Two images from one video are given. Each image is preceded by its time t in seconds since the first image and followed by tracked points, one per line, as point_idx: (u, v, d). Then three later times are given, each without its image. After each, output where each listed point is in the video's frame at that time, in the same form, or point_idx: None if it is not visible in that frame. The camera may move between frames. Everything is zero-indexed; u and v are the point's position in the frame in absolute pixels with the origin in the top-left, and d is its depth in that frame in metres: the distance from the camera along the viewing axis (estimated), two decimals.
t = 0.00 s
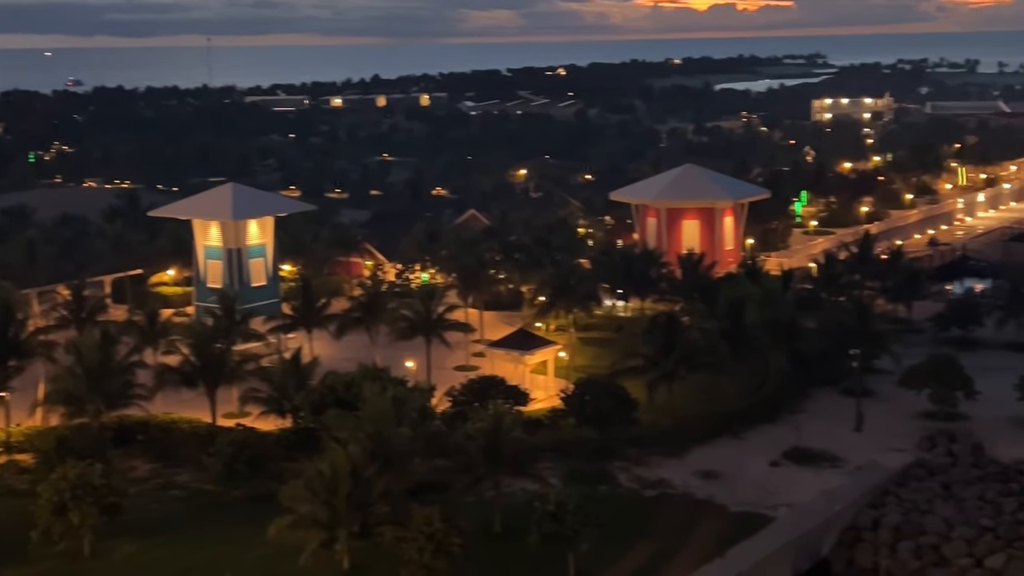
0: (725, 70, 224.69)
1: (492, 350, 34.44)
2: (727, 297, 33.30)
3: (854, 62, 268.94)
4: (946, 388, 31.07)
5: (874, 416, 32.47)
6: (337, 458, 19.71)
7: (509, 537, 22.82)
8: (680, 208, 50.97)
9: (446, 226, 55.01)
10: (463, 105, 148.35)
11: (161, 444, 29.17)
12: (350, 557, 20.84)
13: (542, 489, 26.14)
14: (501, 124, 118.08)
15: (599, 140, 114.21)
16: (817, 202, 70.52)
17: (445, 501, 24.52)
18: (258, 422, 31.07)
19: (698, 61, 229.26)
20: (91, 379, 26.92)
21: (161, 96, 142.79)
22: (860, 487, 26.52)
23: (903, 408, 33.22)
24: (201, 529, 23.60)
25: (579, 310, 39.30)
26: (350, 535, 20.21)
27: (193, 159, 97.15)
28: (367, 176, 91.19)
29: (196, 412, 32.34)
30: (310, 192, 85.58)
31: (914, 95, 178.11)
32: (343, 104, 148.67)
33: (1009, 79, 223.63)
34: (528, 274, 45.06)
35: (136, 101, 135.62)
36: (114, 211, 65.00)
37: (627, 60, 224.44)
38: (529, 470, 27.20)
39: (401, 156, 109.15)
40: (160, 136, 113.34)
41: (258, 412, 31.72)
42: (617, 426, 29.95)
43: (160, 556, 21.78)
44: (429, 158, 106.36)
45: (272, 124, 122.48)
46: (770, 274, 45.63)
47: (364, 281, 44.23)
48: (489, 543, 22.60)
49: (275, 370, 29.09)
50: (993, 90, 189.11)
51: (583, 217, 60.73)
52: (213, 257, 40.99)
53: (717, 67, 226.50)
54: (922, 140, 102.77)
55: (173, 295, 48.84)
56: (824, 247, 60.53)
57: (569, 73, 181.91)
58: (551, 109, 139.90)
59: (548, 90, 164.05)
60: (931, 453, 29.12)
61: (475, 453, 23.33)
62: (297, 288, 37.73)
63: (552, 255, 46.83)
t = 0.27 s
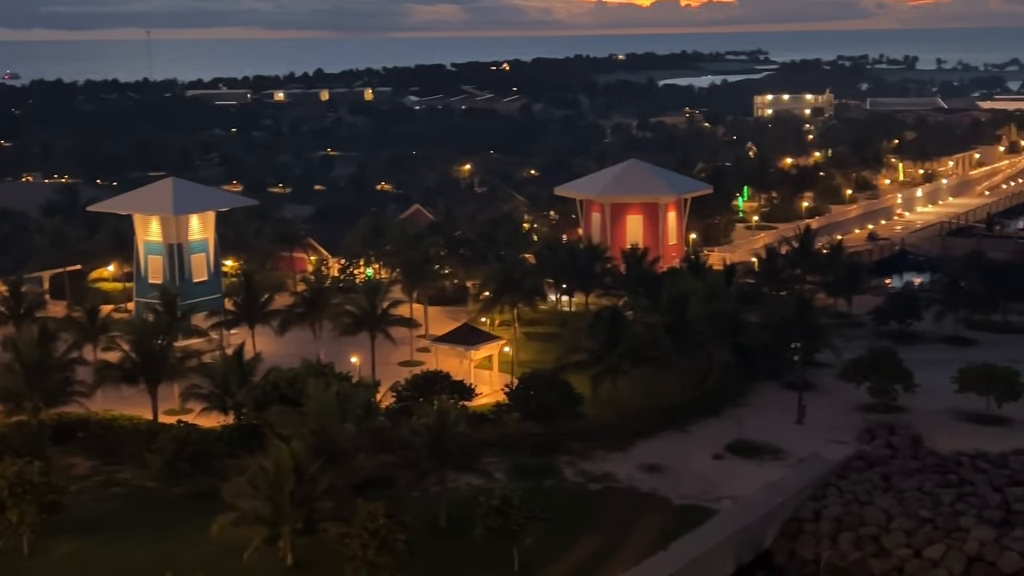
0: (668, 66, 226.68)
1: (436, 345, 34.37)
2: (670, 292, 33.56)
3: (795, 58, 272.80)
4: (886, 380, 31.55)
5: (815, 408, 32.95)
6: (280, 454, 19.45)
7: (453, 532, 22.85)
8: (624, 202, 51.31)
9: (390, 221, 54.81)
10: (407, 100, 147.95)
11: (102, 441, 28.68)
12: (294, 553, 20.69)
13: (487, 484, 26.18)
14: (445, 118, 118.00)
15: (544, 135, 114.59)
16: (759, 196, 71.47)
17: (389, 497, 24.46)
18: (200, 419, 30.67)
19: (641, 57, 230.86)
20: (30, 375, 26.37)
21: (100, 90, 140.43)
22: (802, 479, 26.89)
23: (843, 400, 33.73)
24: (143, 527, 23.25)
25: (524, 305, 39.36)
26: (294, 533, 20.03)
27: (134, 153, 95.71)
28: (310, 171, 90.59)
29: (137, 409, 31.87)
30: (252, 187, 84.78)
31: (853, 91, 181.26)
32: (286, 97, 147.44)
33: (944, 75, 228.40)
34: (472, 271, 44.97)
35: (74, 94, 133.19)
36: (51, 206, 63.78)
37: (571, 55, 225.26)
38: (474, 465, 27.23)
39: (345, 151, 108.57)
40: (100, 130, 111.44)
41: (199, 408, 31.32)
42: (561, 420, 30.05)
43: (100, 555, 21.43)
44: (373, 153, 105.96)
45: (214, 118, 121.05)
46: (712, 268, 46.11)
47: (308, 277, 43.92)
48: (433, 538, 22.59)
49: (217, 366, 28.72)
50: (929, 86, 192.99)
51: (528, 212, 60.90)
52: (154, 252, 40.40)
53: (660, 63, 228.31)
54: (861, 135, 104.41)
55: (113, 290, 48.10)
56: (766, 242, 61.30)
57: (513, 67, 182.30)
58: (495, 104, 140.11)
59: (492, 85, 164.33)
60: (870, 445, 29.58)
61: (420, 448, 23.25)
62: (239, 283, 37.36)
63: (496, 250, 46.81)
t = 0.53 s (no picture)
0: (616, 61, 228.00)
1: (385, 340, 34.26)
2: (618, 287, 33.74)
3: (741, 54, 275.82)
4: (832, 373, 31.87)
5: (762, 401, 33.29)
6: (227, 452, 19.50)
7: (404, 529, 22.86)
8: (573, 197, 51.52)
9: (338, 216, 54.52)
10: (355, 94, 147.35)
11: (45, 440, 28.21)
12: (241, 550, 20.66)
13: (437, 479, 26.17)
14: (393, 113, 117.69)
15: (492, 130, 114.78)
16: (706, 191, 72.01)
17: (338, 494, 24.42)
18: (146, 416, 30.28)
19: (590, 52, 231.95)
20: None
21: (42, 84, 138.13)
22: (749, 471, 27.18)
23: (790, 392, 34.08)
24: (88, 526, 22.95)
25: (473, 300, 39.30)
26: (241, 531, 20.20)
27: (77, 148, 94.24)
28: (257, 166, 89.91)
29: (82, 407, 31.40)
30: (197, 181, 83.91)
31: (798, 87, 183.64)
32: (232, 92, 146.07)
33: (887, 71, 231.82)
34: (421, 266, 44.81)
35: (14, 88, 130.80)
36: None
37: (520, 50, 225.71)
38: (423, 461, 27.18)
39: (293, 145, 107.84)
40: (42, 124, 109.56)
41: (145, 405, 30.92)
42: (511, 415, 30.08)
43: (44, 554, 21.13)
44: (320, 147, 105.37)
45: (160, 113, 119.57)
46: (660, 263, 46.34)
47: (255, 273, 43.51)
48: (381, 535, 22.60)
49: (164, 363, 28.33)
50: (873, 83, 195.76)
51: (477, 207, 60.91)
52: (98, 248, 39.81)
53: (609, 58, 229.46)
54: (806, 131, 105.58)
55: (56, 287, 47.37)
56: (713, 236, 61.76)
57: (462, 62, 182.23)
58: (444, 98, 139.97)
59: (441, 80, 164.21)
60: (816, 437, 29.94)
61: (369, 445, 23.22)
62: (185, 279, 36.86)
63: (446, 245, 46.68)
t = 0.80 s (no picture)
0: (554, 56, 228.67)
1: (322, 336, 34.07)
2: (556, 282, 33.76)
3: (677, 49, 278.18)
4: (767, 365, 32.22)
5: (700, 394, 33.58)
6: (161, 449, 19.42)
7: (340, 525, 22.87)
8: (511, 192, 51.59)
9: (275, 212, 54.01)
10: (291, 88, 146.00)
11: None
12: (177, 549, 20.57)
13: (375, 476, 26.15)
14: (330, 107, 116.83)
15: (430, 125, 114.57)
16: (642, 185, 72.17)
17: (274, 491, 24.36)
18: (79, 415, 29.79)
19: (527, 47, 232.26)
20: None
21: None
22: (686, 463, 27.46)
23: (726, 385, 34.41)
24: (20, 527, 22.61)
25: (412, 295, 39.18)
26: (177, 529, 20.11)
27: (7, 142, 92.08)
28: (189, 161, 88.67)
29: (13, 407, 30.82)
30: (130, 176, 82.48)
31: (732, 83, 185.75)
32: (165, 85, 143.81)
33: (820, 67, 235.36)
34: (359, 261, 44.57)
35: None
36: None
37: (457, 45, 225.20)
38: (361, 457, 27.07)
39: (228, 140, 106.54)
40: None
41: (78, 404, 30.40)
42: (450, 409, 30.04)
43: None
44: (255, 142, 104.25)
45: (91, 107, 117.32)
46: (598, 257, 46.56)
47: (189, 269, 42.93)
48: (318, 531, 22.61)
49: (96, 360, 27.85)
50: (808, 78, 198.64)
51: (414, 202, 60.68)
52: (30, 245, 39.21)
53: (545, 53, 230.07)
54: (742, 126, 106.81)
55: None
56: (649, 231, 62.18)
57: (399, 57, 181.41)
58: (381, 93, 139.28)
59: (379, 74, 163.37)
60: (752, 429, 30.26)
61: (307, 441, 23.13)
62: (117, 276, 36.37)
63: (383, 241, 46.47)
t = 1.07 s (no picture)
0: (506, 57, 228.96)
1: (275, 337, 33.92)
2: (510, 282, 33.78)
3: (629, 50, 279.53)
4: (720, 364, 32.43)
5: (654, 392, 33.70)
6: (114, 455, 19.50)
7: (291, 527, 22.79)
8: (464, 192, 51.59)
9: (226, 214, 53.60)
10: (242, 89, 144.88)
11: None
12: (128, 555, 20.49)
13: (328, 477, 26.05)
14: (281, 108, 116.18)
15: (382, 126, 114.36)
16: (595, 186, 72.92)
17: (226, 494, 24.20)
18: (28, 419, 29.48)
19: (480, 48, 232.23)
20: None
21: None
22: (641, 462, 27.58)
23: (679, 383, 34.56)
24: None
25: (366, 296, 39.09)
26: (129, 533, 20.06)
27: None
28: (137, 163, 87.99)
29: None
30: (78, 177, 81.41)
31: (684, 83, 186.93)
32: (113, 86, 142.13)
33: (769, 67, 237.73)
34: (312, 262, 44.48)
35: None
36: None
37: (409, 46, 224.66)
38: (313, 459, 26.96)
39: (178, 141, 105.54)
40: None
41: (26, 408, 30.07)
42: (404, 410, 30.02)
43: None
44: (205, 144, 103.36)
45: (38, 108, 115.71)
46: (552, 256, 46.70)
47: (140, 271, 42.54)
48: (270, 533, 22.52)
49: (43, 364, 27.58)
50: (759, 78, 200.41)
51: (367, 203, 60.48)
52: None
53: (498, 54, 230.25)
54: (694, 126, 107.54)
55: None
56: (602, 230, 62.48)
57: (351, 57, 180.64)
58: (333, 93, 138.62)
59: (331, 75, 162.64)
60: (705, 427, 30.41)
61: (258, 443, 22.92)
62: (66, 279, 36.17)
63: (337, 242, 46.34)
